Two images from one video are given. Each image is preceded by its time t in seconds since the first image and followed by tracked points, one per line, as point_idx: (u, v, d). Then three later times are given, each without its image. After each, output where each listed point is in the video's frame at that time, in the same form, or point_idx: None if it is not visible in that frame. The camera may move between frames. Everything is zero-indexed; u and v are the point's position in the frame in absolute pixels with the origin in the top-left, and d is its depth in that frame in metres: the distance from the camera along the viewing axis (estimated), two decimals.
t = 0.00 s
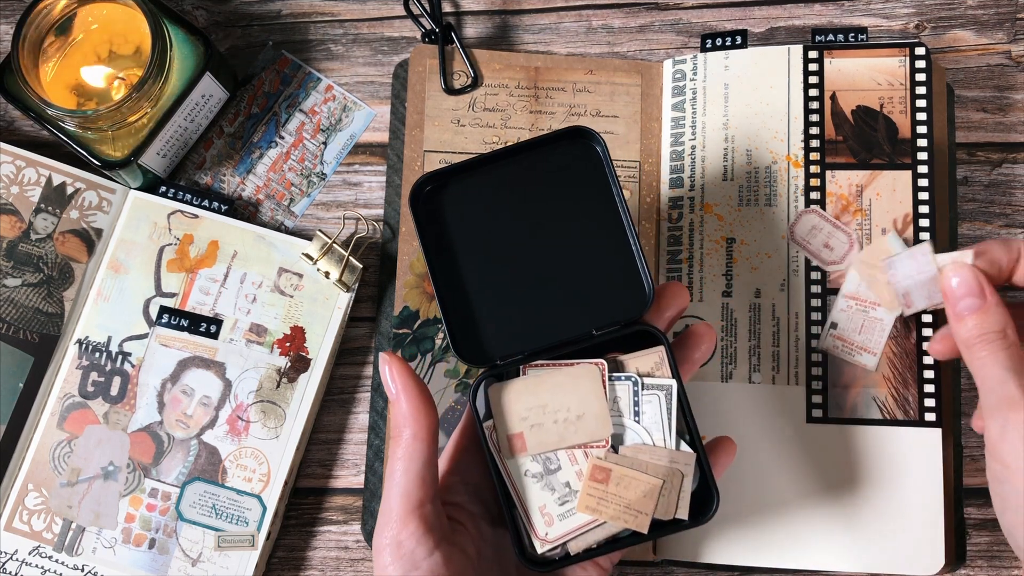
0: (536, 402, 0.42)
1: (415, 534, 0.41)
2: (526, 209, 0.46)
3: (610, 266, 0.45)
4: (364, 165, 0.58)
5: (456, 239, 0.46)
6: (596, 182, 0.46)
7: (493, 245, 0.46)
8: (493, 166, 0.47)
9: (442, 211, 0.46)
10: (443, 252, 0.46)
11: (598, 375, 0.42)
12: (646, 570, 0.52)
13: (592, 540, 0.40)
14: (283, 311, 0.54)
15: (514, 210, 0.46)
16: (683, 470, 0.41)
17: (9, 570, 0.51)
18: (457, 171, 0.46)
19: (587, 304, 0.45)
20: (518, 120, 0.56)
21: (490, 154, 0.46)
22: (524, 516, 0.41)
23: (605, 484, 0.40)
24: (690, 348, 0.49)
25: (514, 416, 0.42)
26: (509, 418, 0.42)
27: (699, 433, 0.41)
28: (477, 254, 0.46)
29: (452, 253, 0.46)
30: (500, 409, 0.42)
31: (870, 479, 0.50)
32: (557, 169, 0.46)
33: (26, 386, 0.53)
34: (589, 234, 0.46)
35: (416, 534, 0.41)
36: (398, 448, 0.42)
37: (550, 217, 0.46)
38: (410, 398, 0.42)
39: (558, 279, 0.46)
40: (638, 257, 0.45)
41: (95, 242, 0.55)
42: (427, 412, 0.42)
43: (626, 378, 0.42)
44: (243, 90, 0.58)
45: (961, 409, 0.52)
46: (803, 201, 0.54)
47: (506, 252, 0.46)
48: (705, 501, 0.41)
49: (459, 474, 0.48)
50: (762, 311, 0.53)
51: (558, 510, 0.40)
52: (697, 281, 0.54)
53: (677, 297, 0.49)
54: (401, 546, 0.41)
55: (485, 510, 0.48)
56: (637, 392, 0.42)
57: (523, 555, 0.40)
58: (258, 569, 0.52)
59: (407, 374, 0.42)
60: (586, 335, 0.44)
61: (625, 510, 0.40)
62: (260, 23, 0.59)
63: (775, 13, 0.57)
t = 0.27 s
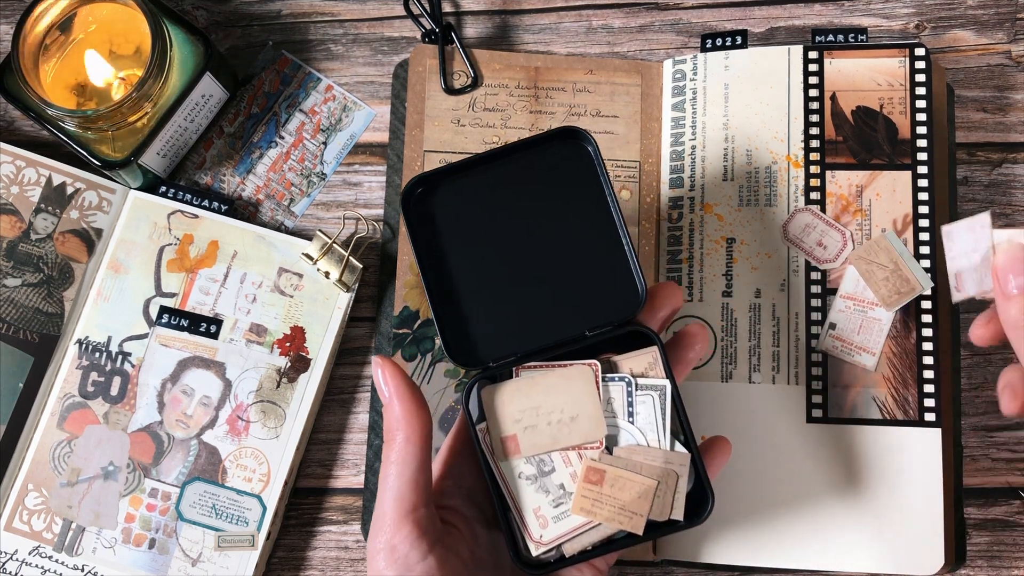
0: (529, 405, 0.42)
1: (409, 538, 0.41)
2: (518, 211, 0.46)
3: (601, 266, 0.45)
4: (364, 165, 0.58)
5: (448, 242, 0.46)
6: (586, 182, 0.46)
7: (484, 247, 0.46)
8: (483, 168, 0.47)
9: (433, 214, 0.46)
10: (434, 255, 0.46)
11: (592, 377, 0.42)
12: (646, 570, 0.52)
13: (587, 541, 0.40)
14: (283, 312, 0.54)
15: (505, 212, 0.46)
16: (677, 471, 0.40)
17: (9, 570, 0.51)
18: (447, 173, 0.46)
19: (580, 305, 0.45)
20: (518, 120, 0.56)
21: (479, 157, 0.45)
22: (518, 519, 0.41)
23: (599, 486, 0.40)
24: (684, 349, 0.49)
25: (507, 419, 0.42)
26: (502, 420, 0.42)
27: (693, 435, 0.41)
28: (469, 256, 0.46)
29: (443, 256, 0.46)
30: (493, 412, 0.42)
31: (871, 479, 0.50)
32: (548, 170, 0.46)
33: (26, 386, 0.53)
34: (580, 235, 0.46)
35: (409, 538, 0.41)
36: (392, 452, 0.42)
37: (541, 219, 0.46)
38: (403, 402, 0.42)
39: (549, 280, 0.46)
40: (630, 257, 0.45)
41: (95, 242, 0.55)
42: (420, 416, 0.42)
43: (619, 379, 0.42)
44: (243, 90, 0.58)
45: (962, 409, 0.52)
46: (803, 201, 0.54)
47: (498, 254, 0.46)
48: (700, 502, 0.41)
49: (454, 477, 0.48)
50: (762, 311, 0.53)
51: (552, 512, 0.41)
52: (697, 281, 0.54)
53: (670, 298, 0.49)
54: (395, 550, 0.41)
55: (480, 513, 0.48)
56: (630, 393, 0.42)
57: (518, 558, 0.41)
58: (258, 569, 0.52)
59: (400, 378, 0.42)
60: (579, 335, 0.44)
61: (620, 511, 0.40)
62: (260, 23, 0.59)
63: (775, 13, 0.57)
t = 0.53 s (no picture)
0: (527, 406, 0.42)
1: (408, 540, 0.41)
2: (515, 212, 0.46)
3: (598, 267, 0.45)
4: (364, 165, 0.58)
5: (445, 243, 0.46)
6: (583, 184, 0.46)
7: (481, 249, 0.46)
8: (480, 169, 0.47)
9: (430, 216, 0.46)
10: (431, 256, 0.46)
11: (589, 378, 0.42)
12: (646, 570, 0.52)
13: (586, 543, 0.40)
14: (283, 312, 0.54)
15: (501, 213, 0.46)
16: (675, 471, 0.40)
17: (9, 570, 0.51)
18: (444, 175, 0.46)
19: (577, 306, 0.45)
20: (518, 120, 0.56)
21: (476, 158, 0.45)
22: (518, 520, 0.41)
23: (598, 486, 0.41)
24: (680, 349, 0.49)
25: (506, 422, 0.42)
26: (501, 422, 0.42)
27: (691, 435, 0.41)
28: (466, 257, 0.46)
29: (440, 257, 0.46)
30: (492, 413, 0.42)
31: (870, 479, 0.50)
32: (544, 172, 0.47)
33: (26, 386, 0.53)
34: (577, 236, 0.46)
35: (409, 540, 0.41)
36: (391, 453, 0.42)
37: (538, 220, 0.46)
38: (403, 404, 0.42)
39: (546, 280, 0.46)
40: (626, 258, 0.45)
41: (95, 242, 0.55)
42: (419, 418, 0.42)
43: (617, 381, 0.42)
44: (243, 90, 0.58)
45: (962, 409, 0.52)
46: (803, 201, 0.54)
47: (495, 255, 0.46)
48: (698, 503, 0.42)
49: (452, 478, 0.48)
50: (762, 311, 0.53)
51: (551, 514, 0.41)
52: (697, 281, 0.54)
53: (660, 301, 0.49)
54: (394, 552, 0.41)
55: (479, 515, 0.48)
56: (628, 394, 0.42)
57: (517, 559, 0.40)
58: (258, 568, 0.52)
59: (400, 380, 0.42)
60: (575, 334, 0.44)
61: (618, 512, 0.40)
62: (260, 23, 0.59)
63: (775, 13, 0.57)
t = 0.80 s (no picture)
0: (531, 407, 0.42)
1: (412, 540, 0.41)
2: (520, 213, 0.46)
3: (601, 268, 0.45)
4: (364, 165, 0.58)
5: (448, 246, 0.46)
6: (586, 186, 0.46)
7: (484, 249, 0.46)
8: (483, 171, 0.47)
9: (435, 216, 0.46)
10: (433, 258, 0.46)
11: (593, 378, 0.43)
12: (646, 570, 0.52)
13: (589, 544, 0.40)
14: (283, 311, 0.54)
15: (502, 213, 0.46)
16: (679, 472, 0.41)
17: (9, 570, 0.51)
18: (448, 175, 0.46)
19: (581, 307, 0.45)
20: (518, 120, 0.56)
21: (479, 159, 0.45)
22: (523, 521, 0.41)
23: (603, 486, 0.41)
24: (685, 351, 0.50)
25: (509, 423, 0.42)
26: (504, 422, 0.42)
27: (695, 437, 0.41)
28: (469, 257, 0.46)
29: (442, 258, 0.46)
30: (496, 414, 0.42)
31: (870, 479, 0.50)
32: (547, 173, 0.47)
33: (26, 386, 0.53)
34: (581, 239, 0.46)
35: (413, 540, 0.41)
36: (395, 453, 0.42)
37: (542, 221, 0.46)
38: (407, 404, 0.42)
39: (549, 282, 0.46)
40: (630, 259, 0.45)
41: (95, 242, 0.55)
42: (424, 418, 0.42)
43: (621, 382, 0.42)
44: (243, 90, 0.58)
45: (961, 408, 0.52)
46: (803, 201, 0.54)
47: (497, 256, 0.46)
48: (701, 503, 0.42)
49: (457, 479, 0.48)
50: (762, 310, 0.53)
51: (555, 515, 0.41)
52: (697, 281, 0.54)
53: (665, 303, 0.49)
54: (399, 552, 0.41)
55: (482, 516, 0.48)
56: (632, 395, 0.42)
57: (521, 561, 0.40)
58: (258, 569, 0.52)
59: (405, 381, 0.42)
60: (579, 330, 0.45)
61: (623, 514, 0.40)
62: (260, 23, 0.59)
63: (775, 13, 0.57)
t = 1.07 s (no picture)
0: (538, 412, 0.42)
1: (417, 545, 0.41)
2: (529, 216, 0.46)
3: (609, 275, 0.46)
4: (364, 165, 0.58)
5: (457, 249, 0.46)
6: (595, 192, 0.46)
7: (493, 256, 0.46)
8: (493, 174, 0.47)
9: (444, 219, 0.46)
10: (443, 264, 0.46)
11: (601, 385, 0.43)
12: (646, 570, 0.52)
13: (595, 552, 0.41)
14: (283, 311, 0.54)
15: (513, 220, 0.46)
16: (686, 480, 0.41)
17: (9, 570, 0.51)
18: (458, 178, 0.46)
19: (588, 312, 0.45)
20: (518, 120, 0.56)
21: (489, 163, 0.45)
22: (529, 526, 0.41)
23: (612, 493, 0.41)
24: (694, 357, 0.50)
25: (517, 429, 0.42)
26: (511, 428, 0.42)
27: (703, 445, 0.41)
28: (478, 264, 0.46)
29: (451, 266, 0.46)
30: (503, 420, 0.42)
31: (870, 479, 0.50)
32: (558, 178, 0.46)
33: (26, 386, 0.53)
34: (590, 245, 0.46)
35: (419, 545, 0.41)
36: (402, 458, 0.42)
37: (551, 226, 0.46)
38: (414, 409, 0.42)
39: (557, 287, 0.46)
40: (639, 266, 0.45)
41: (95, 242, 0.55)
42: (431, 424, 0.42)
43: (629, 389, 0.43)
44: (243, 90, 0.58)
45: (961, 408, 0.52)
46: (803, 201, 0.54)
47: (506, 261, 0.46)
48: (709, 512, 0.42)
49: (463, 483, 0.49)
50: (762, 311, 0.53)
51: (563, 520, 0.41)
52: (697, 281, 0.54)
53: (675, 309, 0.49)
54: (405, 557, 0.41)
55: (488, 520, 0.48)
56: (640, 402, 0.42)
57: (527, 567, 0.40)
58: (258, 569, 0.52)
59: (412, 386, 0.42)
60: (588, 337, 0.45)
61: (629, 521, 0.40)
62: (260, 23, 0.59)
63: (775, 13, 0.57)
